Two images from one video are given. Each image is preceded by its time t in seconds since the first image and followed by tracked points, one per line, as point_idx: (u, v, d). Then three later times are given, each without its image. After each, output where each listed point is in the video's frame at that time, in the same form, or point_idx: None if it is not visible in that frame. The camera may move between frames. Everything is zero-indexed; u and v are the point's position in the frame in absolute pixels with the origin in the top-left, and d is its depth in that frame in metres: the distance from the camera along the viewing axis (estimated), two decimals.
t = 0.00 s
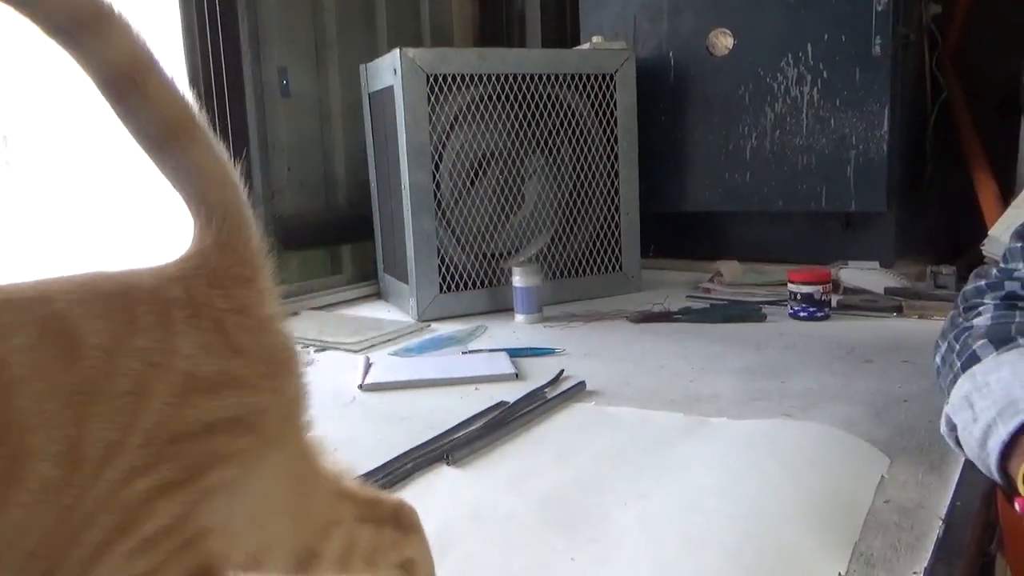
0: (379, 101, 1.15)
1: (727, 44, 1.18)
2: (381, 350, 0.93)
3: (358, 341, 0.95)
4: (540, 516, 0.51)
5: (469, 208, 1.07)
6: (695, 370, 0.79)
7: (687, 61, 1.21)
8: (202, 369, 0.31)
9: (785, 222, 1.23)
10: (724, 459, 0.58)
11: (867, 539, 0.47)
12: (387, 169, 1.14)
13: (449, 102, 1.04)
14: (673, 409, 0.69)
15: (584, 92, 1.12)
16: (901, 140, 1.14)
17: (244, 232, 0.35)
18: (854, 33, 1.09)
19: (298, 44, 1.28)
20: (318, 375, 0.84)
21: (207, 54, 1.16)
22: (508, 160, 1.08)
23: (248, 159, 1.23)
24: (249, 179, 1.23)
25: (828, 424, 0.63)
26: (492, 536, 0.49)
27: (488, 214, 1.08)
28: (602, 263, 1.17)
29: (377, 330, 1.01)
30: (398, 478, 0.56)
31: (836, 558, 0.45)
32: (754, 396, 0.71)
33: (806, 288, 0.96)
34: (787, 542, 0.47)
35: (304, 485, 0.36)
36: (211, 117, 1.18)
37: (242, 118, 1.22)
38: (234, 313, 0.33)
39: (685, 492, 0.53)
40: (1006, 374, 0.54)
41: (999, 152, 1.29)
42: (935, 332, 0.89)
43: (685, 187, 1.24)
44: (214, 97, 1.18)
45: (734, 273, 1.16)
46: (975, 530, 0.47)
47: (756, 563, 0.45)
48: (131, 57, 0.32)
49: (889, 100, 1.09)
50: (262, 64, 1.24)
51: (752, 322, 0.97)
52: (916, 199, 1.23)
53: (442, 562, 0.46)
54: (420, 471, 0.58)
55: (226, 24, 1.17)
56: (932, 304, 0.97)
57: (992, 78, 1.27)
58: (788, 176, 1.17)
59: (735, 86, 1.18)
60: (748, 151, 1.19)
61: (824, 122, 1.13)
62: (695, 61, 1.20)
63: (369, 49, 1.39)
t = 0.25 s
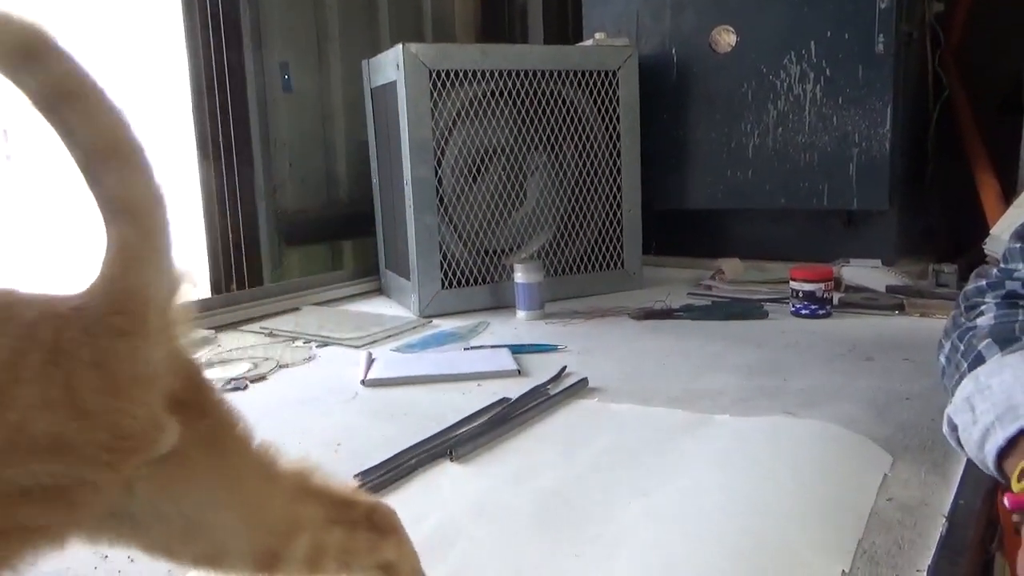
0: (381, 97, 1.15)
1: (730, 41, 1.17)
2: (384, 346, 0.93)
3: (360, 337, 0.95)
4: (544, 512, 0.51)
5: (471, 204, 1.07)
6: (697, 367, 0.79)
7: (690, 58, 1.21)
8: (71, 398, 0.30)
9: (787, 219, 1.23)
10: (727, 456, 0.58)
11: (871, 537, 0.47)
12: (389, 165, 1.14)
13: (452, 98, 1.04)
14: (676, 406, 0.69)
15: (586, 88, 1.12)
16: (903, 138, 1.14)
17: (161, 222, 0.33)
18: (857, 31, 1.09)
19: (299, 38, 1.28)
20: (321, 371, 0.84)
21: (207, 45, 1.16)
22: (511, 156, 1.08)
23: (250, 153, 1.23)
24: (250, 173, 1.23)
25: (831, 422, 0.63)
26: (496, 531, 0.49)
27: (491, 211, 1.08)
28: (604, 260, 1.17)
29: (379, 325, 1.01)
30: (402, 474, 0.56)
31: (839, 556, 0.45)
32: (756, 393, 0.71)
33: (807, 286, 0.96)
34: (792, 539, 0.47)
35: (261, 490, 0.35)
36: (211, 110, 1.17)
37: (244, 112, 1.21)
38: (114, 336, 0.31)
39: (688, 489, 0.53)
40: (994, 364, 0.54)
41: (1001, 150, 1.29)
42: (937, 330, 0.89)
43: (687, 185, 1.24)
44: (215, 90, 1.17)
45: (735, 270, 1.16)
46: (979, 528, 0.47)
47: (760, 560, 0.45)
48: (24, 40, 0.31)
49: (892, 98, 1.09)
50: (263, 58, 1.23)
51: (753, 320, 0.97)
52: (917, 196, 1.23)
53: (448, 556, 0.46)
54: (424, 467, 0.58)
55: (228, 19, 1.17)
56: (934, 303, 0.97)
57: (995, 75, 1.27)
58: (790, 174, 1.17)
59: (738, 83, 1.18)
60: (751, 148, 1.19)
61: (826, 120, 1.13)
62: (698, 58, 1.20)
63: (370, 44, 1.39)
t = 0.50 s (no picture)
0: (385, 93, 1.15)
1: (735, 38, 1.17)
2: (387, 342, 0.93)
3: (364, 333, 0.95)
4: (549, 508, 0.51)
5: (475, 201, 1.07)
6: (701, 365, 0.79)
7: (694, 55, 1.21)
8: None
9: (791, 217, 1.23)
10: (731, 454, 0.58)
11: (876, 535, 0.47)
12: (393, 161, 1.14)
13: (456, 94, 1.04)
14: (681, 404, 0.69)
15: (591, 86, 1.12)
16: (907, 137, 1.14)
17: None
18: (862, 29, 1.09)
19: (303, 34, 1.28)
20: (324, 366, 0.84)
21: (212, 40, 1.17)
22: (514, 153, 1.08)
23: (254, 148, 1.23)
24: (253, 168, 1.23)
25: (835, 420, 0.63)
26: (501, 526, 0.49)
27: (494, 207, 1.08)
28: (607, 258, 1.17)
29: (382, 321, 1.01)
30: (407, 469, 0.56)
31: (845, 554, 0.45)
32: (761, 391, 0.71)
33: (811, 284, 0.96)
34: (797, 537, 0.47)
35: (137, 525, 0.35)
36: (215, 105, 1.18)
37: (247, 106, 1.21)
38: None
39: (693, 486, 0.53)
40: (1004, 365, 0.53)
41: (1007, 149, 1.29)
42: (941, 330, 0.89)
43: (691, 182, 1.24)
44: (219, 86, 1.18)
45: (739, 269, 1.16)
46: (984, 526, 0.47)
47: (766, 557, 0.45)
48: None
49: (897, 97, 1.09)
50: (268, 53, 1.23)
51: (757, 318, 0.97)
52: (920, 195, 1.23)
53: (453, 551, 0.46)
54: (428, 463, 0.58)
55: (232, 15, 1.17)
56: (938, 302, 0.97)
57: (1001, 74, 1.26)
58: (794, 173, 1.17)
59: (742, 81, 1.18)
60: (755, 146, 1.19)
61: (831, 118, 1.13)
62: (703, 56, 1.20)
63: (374, 40, 1.39)
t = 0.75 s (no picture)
0: (390, 89, 1.15)
1: (740, 36, 1.17)
2: (391, 339, 0.93)
3: (367, 329, 0.95)
4: (555, 505, 0.51)
5: (479, 198, 1.07)
6: (705, 363, 0.79)
7: (700, 53, 1.20)
8: None
9: (795, 216, 1.23)
10: (737, 453, 0.58)
11: (882, 534, 0.47)
12: (397, 157, 1.14)
13: (461, 91, 1.04)
14: (686, 402, 0.69)
15: (596, 84, 1.12)
16: (912, 136, 1.14)
17: None
18: (868, 28, 1.09)
19: (307, 30, 1.28)
20: (328, 363, 0.84)
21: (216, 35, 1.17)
22: (519, 150, 1.08)
23: (258, 145, 1.22)
24: (257, 164, 1.23)
25: (841, 420, 0.63)
26: (506, 522, 0.49)
27: (498, 205, 1.08)
28: (611, 256, 1.17)
29: (385, 318, 1.01)
30: (412, 466, 0.56)
31: (852, 553, 0.45)
32: (766, 391, 0.71)
33: (816, 284, 0.96)
34: (804, 535, 0.47)
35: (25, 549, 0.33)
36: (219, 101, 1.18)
37: (251, 102, 1.21)
38: None
39: (698, 485, 0.53)
40: (1012, 365, 0.53)
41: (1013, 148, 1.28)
42: (946, 329, 0.88)
43: (695, 180, 1.24)
44: (224, 81, 1.18)
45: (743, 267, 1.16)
46: (992, 525, 0.47)
47: (773, 555, 0.45)
48: None
49: (902, 96, 1.09)
50: (272, 49, 1.23)
51: (761, 317, 0.97)
52: (923, 194, 1.23)
53: (459, 547, 0.46)
54: (433, 459, 0.58)
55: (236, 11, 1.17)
56: (943, 302, 0.96)
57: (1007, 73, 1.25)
58: (798, 172, 1.17)
59: (748, 79, 1.17)
60: (760, 145, 1.18)
61: (836, 117, 1.13)
62: (708, 54, 1.20)
63: (379, 37, 1.38)
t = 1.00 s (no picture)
0: (394, 86, 1.15)
1: (746, 35, 1.17)
2: (396, 335, 0.93)
3: (372, 326, 0.95)
4: (562, 502, 0.51)
5: (484, 195, 1.07)
6: (710, 361, 0.79)
7: (705, 52, 1.20)
8: None
9: (800, 215, 1.23)
10: (743, 451, 0.58)
11: (889, 532, 0.47)
12: (402, 155, 1.14)
13: (466, 88, 1.04)
14: (692, 400, 0.69)
15: (601, 81, 1.12)
16: (918, 135, 1.13)
17: None
18: (875, 27, 1.08)
19: (311, 25, 1.27)
20: (333, 358, 0.84)
21: (222, 32, 1.17)
22: (524, 148, 1.08)
23: (263, 142, 1.22)
24: (261, 161, 1.23)
25: (848, 418, 0.63)
26: (514, 518, 0.49)
27: (503, 202, 1.08)
28: (615, 254, 1.16)
29: (390, 315, 1.01)
30: (418, 462, 0.56)
31: (860, 552, 0.45)
32: (772, 389, 0.71)
33: (821, 282, 0.96)
34: (812, 533, 0.47)
35: None
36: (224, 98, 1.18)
37: (256, 99, 1.21)
38: None
39: (705, 482, 0.53)
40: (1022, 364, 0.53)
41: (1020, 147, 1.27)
42: (953, 329, 0.88)
43: (700, 179, 1.24)
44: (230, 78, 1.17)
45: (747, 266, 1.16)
46: (999, 525, 0.47)
47: (782, 553, 0.45)
48: None
49: (909, 94, 1.08)
50: (277, 46, 1.23)
51: (766, 315, 0.97)
52: (927, 193, 1.23)
53: (466, 543, 0.46)
54: (439, 455, 0.58)
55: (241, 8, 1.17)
56: (948, 301, 0.96)
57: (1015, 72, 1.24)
58: (804, 170, 1.16)
59: (754, 77, 1.17)
60: (765, 143, 1.18)
61: (842, 116, 1.12)
62: (714, 52, 1.20)
63: (383, 34, 1.38)
